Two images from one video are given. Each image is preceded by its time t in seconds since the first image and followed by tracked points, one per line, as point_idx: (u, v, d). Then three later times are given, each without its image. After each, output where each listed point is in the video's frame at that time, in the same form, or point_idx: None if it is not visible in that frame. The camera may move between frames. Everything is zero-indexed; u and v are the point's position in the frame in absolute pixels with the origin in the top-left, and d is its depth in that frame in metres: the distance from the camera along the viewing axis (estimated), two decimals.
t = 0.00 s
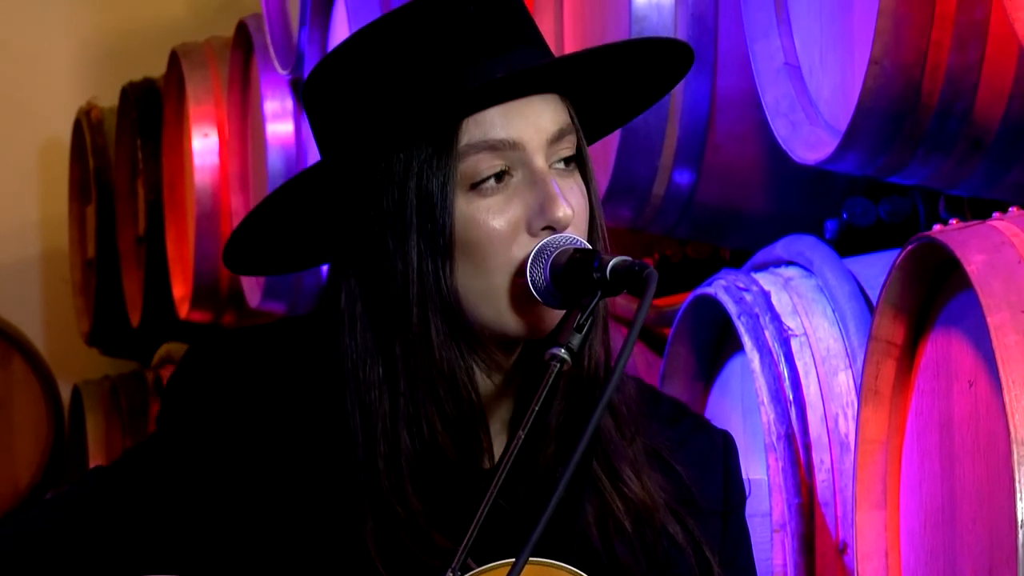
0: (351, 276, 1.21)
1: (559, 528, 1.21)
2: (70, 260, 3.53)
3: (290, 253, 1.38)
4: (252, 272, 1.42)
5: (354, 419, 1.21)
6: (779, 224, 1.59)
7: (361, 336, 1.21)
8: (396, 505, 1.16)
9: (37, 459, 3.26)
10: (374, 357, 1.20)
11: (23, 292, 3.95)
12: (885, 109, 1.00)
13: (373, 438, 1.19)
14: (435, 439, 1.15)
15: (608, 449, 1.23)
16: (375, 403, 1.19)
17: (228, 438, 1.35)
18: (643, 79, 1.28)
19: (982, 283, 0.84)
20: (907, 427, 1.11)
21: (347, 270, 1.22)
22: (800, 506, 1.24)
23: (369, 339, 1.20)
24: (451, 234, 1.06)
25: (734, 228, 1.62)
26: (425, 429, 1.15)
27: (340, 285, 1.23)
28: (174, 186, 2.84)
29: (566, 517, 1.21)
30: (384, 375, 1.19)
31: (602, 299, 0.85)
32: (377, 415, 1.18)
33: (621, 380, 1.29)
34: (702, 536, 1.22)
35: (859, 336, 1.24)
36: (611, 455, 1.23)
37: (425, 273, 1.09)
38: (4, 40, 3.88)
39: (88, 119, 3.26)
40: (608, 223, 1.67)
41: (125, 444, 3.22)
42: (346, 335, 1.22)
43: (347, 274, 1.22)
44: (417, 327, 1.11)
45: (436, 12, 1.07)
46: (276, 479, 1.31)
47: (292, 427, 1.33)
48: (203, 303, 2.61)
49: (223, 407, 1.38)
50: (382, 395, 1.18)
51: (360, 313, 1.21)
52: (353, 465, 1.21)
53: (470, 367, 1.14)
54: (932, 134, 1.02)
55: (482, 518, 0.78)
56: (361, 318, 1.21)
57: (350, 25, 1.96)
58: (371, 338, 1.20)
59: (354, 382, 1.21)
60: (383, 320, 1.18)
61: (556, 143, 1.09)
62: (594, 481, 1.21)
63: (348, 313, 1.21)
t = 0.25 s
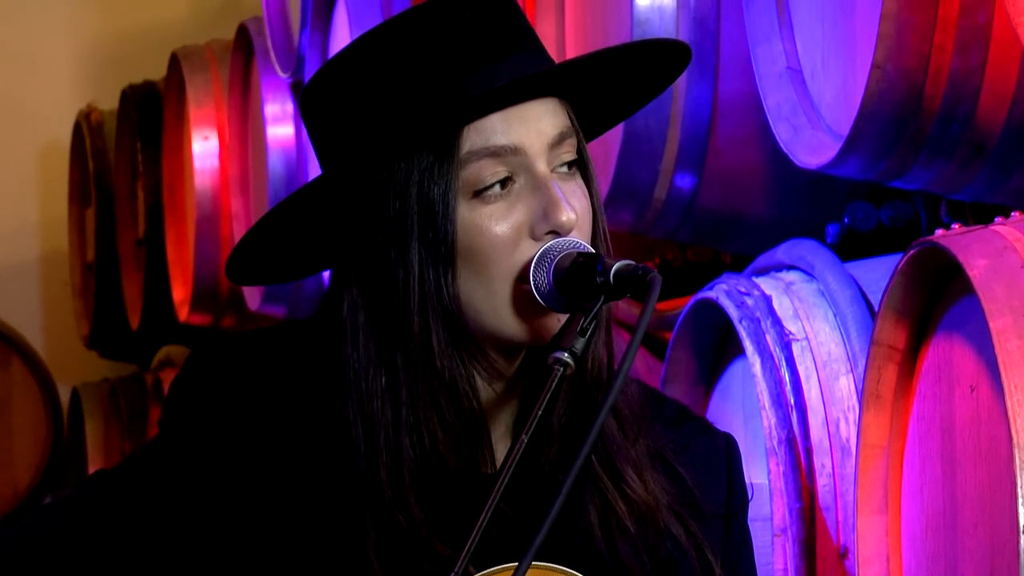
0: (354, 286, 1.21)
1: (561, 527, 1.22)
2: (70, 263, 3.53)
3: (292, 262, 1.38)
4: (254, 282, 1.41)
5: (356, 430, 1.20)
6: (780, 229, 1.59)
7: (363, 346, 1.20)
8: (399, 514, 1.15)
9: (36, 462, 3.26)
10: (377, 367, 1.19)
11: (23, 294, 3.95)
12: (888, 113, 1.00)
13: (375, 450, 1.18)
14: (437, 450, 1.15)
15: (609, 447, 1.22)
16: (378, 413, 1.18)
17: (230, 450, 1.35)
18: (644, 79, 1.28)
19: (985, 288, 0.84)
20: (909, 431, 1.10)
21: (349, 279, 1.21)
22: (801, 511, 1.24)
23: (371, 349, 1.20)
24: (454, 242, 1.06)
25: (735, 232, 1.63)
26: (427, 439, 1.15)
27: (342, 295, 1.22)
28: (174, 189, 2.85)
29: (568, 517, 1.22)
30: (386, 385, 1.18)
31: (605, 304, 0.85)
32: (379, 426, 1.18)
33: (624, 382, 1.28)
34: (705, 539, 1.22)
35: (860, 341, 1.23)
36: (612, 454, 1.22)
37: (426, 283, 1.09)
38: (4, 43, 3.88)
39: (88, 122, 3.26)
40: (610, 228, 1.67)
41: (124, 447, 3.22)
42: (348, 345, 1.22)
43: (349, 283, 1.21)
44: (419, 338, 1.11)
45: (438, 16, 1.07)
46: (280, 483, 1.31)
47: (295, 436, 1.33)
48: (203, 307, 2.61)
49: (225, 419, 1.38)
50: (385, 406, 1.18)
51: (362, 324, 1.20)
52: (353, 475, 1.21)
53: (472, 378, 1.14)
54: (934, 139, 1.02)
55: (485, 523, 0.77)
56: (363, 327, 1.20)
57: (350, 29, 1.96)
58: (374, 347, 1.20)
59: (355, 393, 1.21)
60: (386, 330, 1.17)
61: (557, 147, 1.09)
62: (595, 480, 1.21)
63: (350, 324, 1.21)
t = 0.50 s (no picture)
0: (355, 287, 1.20)
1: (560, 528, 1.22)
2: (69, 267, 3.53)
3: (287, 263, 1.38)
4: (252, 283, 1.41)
5: (358, 431, 1.20)
6: (780, 233, 1.59)
7: (365, 349, 1.19)
8: (400, 515, 1.16)
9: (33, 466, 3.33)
10: (377, 373, 1.18)
11: (21, 299, 3.95)
12: (888, 118, 1.00)
13: (378, 452, 1.18)
14: (430, 451, 1.15)
15: (607, 447, 1.23)
16: (380, 414, 1.18)
17: (231, 452, 1.34)
18: (642, 78, 1.28)
19: (986, 292, 0.84)
20: (910, 435, 1.10)
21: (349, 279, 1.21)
22: (802, 515, 1.23)
23: (372, 355, 1.19)
24: (455, 243, 1.06)
25: (735, 237, 1.63)
26: (422, 443, 1.15)
27: (345, 290, 1.21)
28: (173, 194, 2.85)
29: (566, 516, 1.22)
30: (387, 389, 1.17)
31: (607, 308, 0.85)
32: (381, 428, 1.18)
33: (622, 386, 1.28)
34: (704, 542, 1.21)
35: (860, 345, 1.24)
36: (609, 454, 1.22)
37: (424, 284, 1.09)
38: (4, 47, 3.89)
39: (87, 126, 3.27)
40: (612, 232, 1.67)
41: (123, 451, 3.22)
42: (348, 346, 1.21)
43: (351, 284, 1.20)
44: (415, 338, 1.11)
45: (438, 21, 1.07)
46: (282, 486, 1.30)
47: (295, 438, 1.33)
48: (202, 311, 2.62)
49: (227, 421, 1.38)
50: (387, 408, 1.17)
51: (364, 326, 1.20)
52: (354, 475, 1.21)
53: (466, 379, 1.14)
54: (935, 143, 1.02)
55: (487, 527, 0.77)
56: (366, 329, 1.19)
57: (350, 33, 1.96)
58: (376, 351, 1.19)
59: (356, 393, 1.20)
60: (384, 332, 1.18)
61: (558, 146, 1.09)
62: (593, 480, 1.21)
63: (352, 326, 1.20)
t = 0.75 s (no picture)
0: (356, 291, 1.20)
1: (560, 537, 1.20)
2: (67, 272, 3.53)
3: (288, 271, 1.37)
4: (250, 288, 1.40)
5: (360, 435, 1.20)
6: (780, 239, 1.59)
7: (366, 352, 1.19)
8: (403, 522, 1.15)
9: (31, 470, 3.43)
10: (380, 373, 1.18)
11: (18, 303, 3.95)
12: (889, 124, 1.00)
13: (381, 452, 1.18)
14: (438, 450, 1.14)
15: (606, 454, 1.22)
16: (384, 418, 1.18)
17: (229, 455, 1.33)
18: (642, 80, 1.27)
19: (986, 298, 0.84)
20: (910, 441, 1.10)
21: (350, 282, 1.21)
22: (801, 521, 1.23)
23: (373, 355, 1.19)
24: (455, 245, 1.05)
25: (734, 243, 1.62)
26: (429, 440, 1.14)
27: (345, 297, 1.21)
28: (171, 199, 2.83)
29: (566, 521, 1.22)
30: (389, 392, 1.18)
31: (609, 314, 0.84)
32: (383, 431, 1.18)
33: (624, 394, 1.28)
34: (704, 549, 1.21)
35: (861, 351, 1.23)
36: (608, 459, 1.22)
37: (428, 284, 1.08)
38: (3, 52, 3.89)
39: (86, 131, 3.27)
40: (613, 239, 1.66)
41: (120, 456, 3.21)
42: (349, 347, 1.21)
43: (353, 287, 1.20)
44: (420, 339, 1.10)
45: (436, 27, 1.07)
46: (280, 489, 1.30)
47: (294, 443, 1.32)
48: (199, 315, 2.62)
49: (223, 424, 1.36)
50: (387, 411, 1.17)
51: (365, 329, 1.20)
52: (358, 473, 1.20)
53: (472, 376, 1.13)
54: (936, 149, 1.01)
55: (488, 533, 0.77)
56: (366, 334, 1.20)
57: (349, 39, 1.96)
58: (377, 353, 1.19)
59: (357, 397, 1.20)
60: (389, 333, 1.17)
61: (558, 147, 1.08)
62: (592, 485, 1.21)
63: (352, 330, 1.20)
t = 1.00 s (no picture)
0: (354, 294, 1.19)
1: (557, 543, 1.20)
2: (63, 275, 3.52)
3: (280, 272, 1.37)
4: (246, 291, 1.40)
5: (357, 438, 1.19)
6: (777, 244, 1.59)
7: (365, 356, 1.19)
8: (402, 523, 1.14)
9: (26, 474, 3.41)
10: (378, 377, 1.17)
11: (13, 307, 3.94)
12: (887, 129, 1.00)
13: (377, 455, 1.17)
14: (432, 455, 1.14)
15: (603, 461, 1.22)
16: (380, 421, 1.17)
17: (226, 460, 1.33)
18: (641, 85, 1.27)
19: (985, 304, 0.83)
20: (907, 446, 1.09)
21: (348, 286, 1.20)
22: (799, 526, 1.22)
23: (370, 359, 1.18)
24: (452, 248, 1.05)
25: (732, 247, 1.62)
26: (424, 445, 1.14)
27: (343, 302, 1.21)
28: (166, 203, 2.83)
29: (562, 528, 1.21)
30: (387, 395, 1.17)
31: (609, 319, 0.84)
32: (379, 436, 1.17)
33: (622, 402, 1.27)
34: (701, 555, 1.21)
35: (858, 357, 1.23)
36: (607, 466, 1.21)
37: (424, 288, 1.08)
38: None
39: (82, 135, 3.27)
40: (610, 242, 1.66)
41: (115, 460, 3.20)
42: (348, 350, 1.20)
43: (349, 291, 1.20)
44: (415, 343, 1.10)
45: (433, 31, 1.07)
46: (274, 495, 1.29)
47: (290, 447, 1.32)
48: (195, 319, 2.61)
49: (219, 429, 1.36)
50: (387, 414, 1.16)
51: (361, 333, 1.19)
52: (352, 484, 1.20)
53: (467, 381, 1.13)
54: (934, 154, 1.02)
55: (485, 540, 0.76)
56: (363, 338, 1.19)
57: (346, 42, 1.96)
58: (376, 357, 1.18)
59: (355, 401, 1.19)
60: (385, 338, 1.16)
61: (557, 151, 1.08)
62: (589, 490, 1.20)
63: (350, 333, 1.19)
